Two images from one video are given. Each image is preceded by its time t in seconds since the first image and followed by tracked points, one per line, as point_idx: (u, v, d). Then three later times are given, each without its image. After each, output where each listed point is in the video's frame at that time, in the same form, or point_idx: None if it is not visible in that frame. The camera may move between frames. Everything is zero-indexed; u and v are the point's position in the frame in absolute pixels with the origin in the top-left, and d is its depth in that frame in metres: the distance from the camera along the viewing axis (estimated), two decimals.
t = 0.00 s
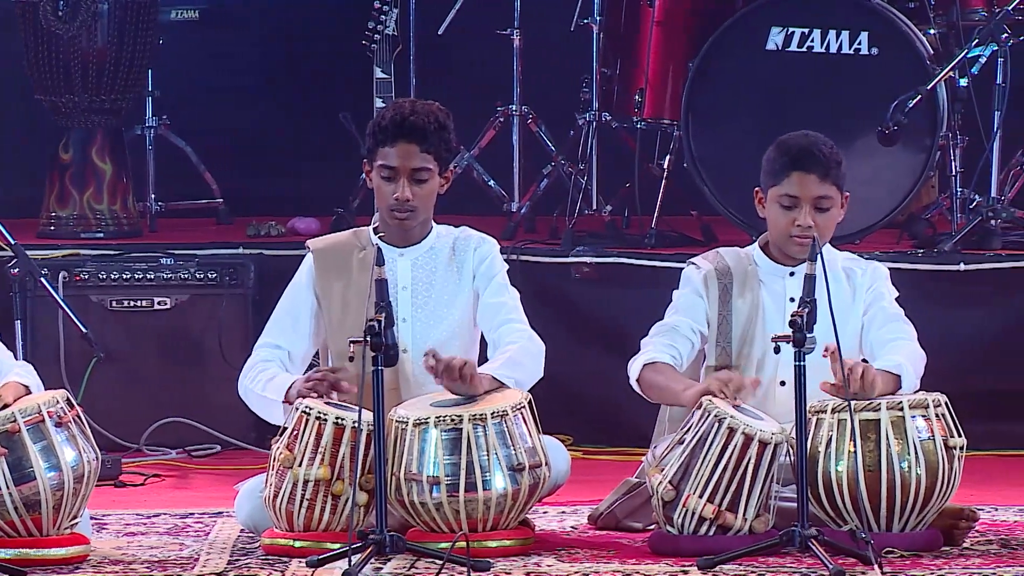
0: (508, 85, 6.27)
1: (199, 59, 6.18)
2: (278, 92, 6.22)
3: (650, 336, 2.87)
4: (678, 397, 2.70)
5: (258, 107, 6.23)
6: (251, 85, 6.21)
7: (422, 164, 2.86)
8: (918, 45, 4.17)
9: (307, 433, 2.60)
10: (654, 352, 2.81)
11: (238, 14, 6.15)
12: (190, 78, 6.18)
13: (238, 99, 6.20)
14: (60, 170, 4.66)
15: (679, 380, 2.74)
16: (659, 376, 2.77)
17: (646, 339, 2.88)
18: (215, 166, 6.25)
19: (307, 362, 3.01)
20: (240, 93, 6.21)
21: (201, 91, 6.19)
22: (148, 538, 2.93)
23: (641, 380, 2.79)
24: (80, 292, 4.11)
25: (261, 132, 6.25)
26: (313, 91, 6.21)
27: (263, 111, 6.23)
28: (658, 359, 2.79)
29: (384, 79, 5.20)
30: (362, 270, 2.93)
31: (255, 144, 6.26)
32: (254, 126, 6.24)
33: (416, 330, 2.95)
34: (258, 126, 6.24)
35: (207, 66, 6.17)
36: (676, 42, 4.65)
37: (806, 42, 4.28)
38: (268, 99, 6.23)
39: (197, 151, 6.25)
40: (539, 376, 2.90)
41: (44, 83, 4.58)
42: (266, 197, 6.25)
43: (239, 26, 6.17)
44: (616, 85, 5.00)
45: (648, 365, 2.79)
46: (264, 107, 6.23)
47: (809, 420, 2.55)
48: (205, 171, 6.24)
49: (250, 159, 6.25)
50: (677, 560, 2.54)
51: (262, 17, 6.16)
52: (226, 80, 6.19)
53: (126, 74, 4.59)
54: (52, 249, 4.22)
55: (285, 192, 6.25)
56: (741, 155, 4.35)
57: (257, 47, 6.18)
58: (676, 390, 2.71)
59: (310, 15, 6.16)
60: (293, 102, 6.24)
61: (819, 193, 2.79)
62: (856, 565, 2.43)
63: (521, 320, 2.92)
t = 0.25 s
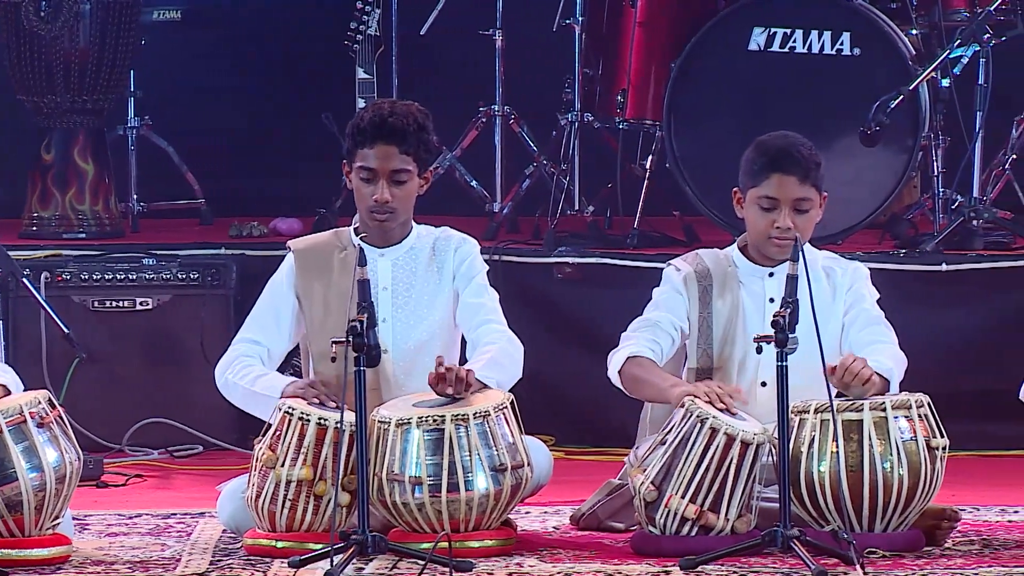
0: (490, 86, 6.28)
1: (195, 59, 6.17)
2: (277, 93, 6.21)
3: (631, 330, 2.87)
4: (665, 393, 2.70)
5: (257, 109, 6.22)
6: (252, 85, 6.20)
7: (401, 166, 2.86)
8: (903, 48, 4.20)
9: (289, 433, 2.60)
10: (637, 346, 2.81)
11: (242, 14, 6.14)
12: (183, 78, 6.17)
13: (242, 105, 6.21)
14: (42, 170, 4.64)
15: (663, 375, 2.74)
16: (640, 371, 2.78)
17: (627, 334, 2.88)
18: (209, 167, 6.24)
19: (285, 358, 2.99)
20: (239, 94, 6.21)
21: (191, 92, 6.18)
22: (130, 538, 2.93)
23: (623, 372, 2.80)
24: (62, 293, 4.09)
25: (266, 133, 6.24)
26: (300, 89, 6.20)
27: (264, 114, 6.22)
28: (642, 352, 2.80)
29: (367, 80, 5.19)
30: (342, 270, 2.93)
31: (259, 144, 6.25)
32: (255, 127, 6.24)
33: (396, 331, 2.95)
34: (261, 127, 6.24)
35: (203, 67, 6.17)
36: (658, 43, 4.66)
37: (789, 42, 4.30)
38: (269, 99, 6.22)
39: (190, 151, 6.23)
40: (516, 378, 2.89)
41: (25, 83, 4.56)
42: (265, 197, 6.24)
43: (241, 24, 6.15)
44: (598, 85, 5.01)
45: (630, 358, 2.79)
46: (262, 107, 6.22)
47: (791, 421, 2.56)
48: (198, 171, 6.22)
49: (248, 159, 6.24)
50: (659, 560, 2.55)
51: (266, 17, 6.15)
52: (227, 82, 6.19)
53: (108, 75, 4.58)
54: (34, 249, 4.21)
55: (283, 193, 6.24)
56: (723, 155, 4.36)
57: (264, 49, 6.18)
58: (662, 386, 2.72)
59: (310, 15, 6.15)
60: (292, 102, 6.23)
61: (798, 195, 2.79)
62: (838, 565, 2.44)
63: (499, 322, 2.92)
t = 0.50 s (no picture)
0: (472, 86, 6.28)
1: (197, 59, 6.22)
2: (278, 94, 6.24)
3: (613, 337, 2.88)
4: (642, 400, 2.70)
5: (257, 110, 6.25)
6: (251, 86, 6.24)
7: (382, 165, 2.86)
8: (881, 46, 4.21)
9: (271, 434, 2.60)
10: (617, 354, 2.82)
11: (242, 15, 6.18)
12: (183, 78, 6.22)
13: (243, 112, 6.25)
14: (23, 171, 4.62)
15: (641, 383, 2.74)
16: (620, 378, 2.78)
17: (607, 341, 2.89)
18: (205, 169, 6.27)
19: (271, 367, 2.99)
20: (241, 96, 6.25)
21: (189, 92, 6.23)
22: (112, 539, 2.92)
23: (602, 382, 2.81)
24: (43, 293, 4.08)
25: (267, 133, 6.27)
26: (298, 89, 6.23)
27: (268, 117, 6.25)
28: (621, 361, 2.81)
29: (348, 80, 5.19)
30: (325, 271, 2.93)
31: (258, 143, 6.28)
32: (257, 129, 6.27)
33: (379, 332, 2.95)
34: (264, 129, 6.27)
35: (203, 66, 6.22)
36: (639, 43, 4.67)
37: (770, 42, 4.31)
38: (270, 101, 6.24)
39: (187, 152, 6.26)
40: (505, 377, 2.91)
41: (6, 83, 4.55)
42: (266, 197, 6.26)
43: (246, 25, 6.18)
44: (580, 86, 5.02)
45: (610, 367, 2.80)
46: (262, 108, 6.24)
47: (773, 421, 2.57)
48: (194, 173, 6.26)
49: (248, 159, 6.27)
50: (641, 560, 2.55)
51: (268, 18, 6.19)
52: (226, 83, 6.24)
53: (90, 75, 4.56)
54: (16, 250, 4.19)
55: (284, 192, 6.25)
56: (705, 156, 4.37)
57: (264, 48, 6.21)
58: (639, 394, 2.71)
59: (310, 15, 6.18)
60: (292, 102, 6.26)
61: (781, 195, 2.80)
62: (819, 566, 2.44)
63: (484, 322, 2.92)
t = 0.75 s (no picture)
0: (454, 87, 6.28)
1: (195, 57, 6.28)
2: (278, 94, 6.31)
3: (592, 332, 2.88)
4: (617, 392, 2.71)
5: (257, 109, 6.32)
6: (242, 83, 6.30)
7: (356, 161, 2.86)
8: (866, 50, 4.24)
9: (253, 435, 2.60)
10: (595, 348, 2.82)
11: (242, 13, 6.26)
12: (185, 78, 6.29)
13: (243, 111, 6.32)
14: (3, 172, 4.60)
15: (617, 375, 2.75)
16: (597, 370, 2.78)
17: (588, 335, 2.89)
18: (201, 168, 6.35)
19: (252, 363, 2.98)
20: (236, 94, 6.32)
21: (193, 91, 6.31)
22: (94, 540, 2.91)
23: (579, 375, 2.81)
24: (25, 294, 4.07)
25: (267, 133, 6.33)
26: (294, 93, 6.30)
27: (267, 116, 6.32)
28: (599, 354, 2.80)
29: (330, 81, 5.19)
30: (309, 273, 2.92)
31: (258, 143, 6.35)
32: (253, 130, 6.34)
33: (362, 333, 2.95)
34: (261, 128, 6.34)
35: (208, 65, 6.28)
36: (621, 43, 4.67)
37: (752, 43, 4.32)
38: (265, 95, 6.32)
39: (185, 152, 6.34)
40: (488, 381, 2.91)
41: None
42: (266, 197, 6.34)
43: (225, 30, 6.27)
44: (562, 86, 5.03)
45: (587, 361, 2.80)
46: (261, 106, 6.32)
47: (755, 422, 2.58)
48: (193, 173, 6.34)
49: (249, 159, 6.35)
50: (623, 561, 2.55)
51: (268, 18, 6.27)
52: (228, 84, 6.30)
53: (71, 76, 4.55)
54: None
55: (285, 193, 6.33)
56: (687, 156, 4.39)
57: (262, 47, 6.28)
58: (616, 386, 2.72)
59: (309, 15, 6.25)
60: (292, 102, 6.33)
61: (769, 203, 2.78)
62: (802, 566, 2.45)
63: (468, 328, 2.93)
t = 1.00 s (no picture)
0: (439, 88, 6.27)
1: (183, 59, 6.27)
2: (279, 94, 6.30)
3: (580, 334, 2.89)
4: (605, 402, 2.72)
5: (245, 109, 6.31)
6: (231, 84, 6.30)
7: (331, 157, 2.87)
8: (851, 51, 4.25)
9: (238, 435, 2.59)
10: (583, 352, 2.82)
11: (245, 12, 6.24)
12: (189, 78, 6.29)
13: (245, 112, 6.30)
14: None
15: (605, 385, 2.76)
16: (586, 376, 2.79)
17: (575, 338, 2.89)
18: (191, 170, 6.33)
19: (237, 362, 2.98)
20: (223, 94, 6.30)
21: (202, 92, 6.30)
22: (80, 541, 2.90)
23: (568, 379, 2.81)
24: (10, 295, 4.06)
25: (260, 134, 6.33)
26: (280, 95, 6.30)
27: (246, 115, 6.31)
28: (587, 359, 2.81)
29: (316, 82, 5.18)
30: (296, 273, 2.92)
31: (259, 143, 6.34)
32: (237, 130, 6.32)
33: (348, 333, 2.94)
34: (247, 127, 6.32)
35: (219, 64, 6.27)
36: (606, 43, 4.68)
37: (737, 44, 4.33)
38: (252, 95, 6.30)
39: (177, 154, 6.32)
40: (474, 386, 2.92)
41: None
42: (267, 197, 6.31)
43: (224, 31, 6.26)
44: (547, 87, 5.03)
45: (575, 365, 2.81)
46: (249, 109, 6.31)
47: (740, 422, 2.58)
48: (185, 174, 6.33)
49: (254, 158, 6.33)
50: (609, 561, 2.56)
51: (261, 18, 6.26)
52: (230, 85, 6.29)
53: (57, 77, 4.53)
54: None
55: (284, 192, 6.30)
56: (673, 158, 4.40)
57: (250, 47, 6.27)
58: (603, 396, 2.73)
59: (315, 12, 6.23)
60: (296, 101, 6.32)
61: (762, 209, 2.77)
62: (788, 567, 2.45)
63: (456, 330, 2.93)
